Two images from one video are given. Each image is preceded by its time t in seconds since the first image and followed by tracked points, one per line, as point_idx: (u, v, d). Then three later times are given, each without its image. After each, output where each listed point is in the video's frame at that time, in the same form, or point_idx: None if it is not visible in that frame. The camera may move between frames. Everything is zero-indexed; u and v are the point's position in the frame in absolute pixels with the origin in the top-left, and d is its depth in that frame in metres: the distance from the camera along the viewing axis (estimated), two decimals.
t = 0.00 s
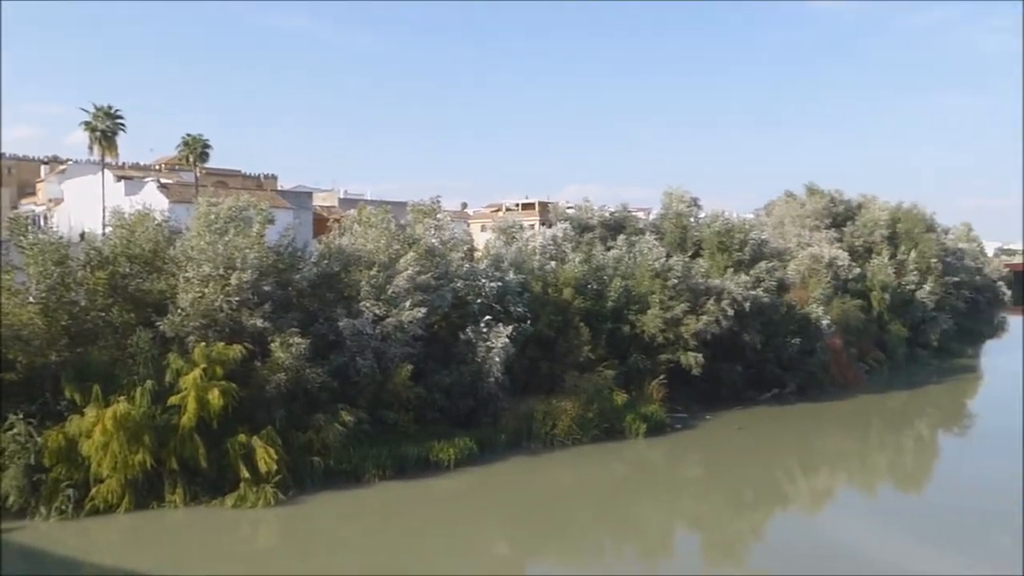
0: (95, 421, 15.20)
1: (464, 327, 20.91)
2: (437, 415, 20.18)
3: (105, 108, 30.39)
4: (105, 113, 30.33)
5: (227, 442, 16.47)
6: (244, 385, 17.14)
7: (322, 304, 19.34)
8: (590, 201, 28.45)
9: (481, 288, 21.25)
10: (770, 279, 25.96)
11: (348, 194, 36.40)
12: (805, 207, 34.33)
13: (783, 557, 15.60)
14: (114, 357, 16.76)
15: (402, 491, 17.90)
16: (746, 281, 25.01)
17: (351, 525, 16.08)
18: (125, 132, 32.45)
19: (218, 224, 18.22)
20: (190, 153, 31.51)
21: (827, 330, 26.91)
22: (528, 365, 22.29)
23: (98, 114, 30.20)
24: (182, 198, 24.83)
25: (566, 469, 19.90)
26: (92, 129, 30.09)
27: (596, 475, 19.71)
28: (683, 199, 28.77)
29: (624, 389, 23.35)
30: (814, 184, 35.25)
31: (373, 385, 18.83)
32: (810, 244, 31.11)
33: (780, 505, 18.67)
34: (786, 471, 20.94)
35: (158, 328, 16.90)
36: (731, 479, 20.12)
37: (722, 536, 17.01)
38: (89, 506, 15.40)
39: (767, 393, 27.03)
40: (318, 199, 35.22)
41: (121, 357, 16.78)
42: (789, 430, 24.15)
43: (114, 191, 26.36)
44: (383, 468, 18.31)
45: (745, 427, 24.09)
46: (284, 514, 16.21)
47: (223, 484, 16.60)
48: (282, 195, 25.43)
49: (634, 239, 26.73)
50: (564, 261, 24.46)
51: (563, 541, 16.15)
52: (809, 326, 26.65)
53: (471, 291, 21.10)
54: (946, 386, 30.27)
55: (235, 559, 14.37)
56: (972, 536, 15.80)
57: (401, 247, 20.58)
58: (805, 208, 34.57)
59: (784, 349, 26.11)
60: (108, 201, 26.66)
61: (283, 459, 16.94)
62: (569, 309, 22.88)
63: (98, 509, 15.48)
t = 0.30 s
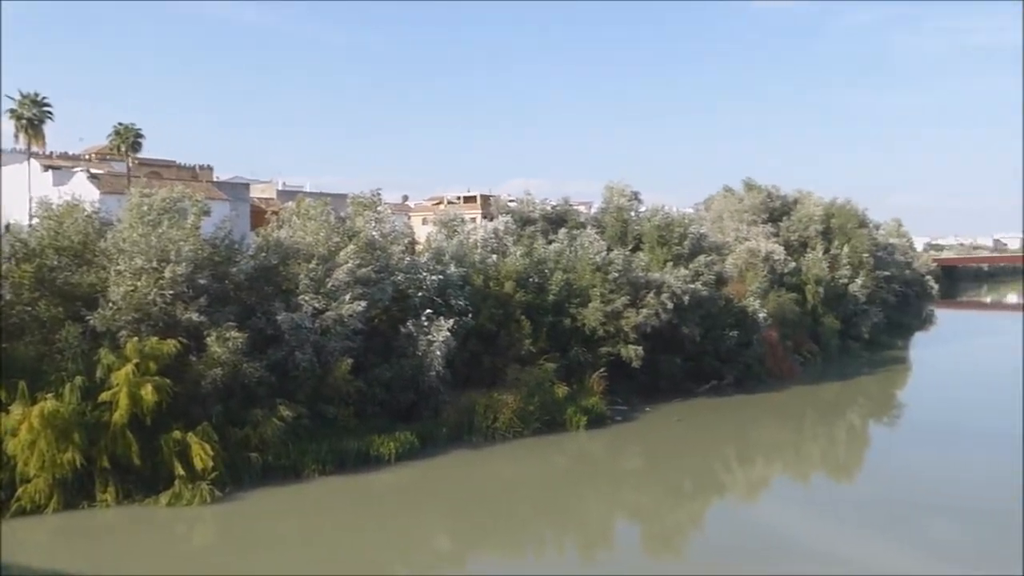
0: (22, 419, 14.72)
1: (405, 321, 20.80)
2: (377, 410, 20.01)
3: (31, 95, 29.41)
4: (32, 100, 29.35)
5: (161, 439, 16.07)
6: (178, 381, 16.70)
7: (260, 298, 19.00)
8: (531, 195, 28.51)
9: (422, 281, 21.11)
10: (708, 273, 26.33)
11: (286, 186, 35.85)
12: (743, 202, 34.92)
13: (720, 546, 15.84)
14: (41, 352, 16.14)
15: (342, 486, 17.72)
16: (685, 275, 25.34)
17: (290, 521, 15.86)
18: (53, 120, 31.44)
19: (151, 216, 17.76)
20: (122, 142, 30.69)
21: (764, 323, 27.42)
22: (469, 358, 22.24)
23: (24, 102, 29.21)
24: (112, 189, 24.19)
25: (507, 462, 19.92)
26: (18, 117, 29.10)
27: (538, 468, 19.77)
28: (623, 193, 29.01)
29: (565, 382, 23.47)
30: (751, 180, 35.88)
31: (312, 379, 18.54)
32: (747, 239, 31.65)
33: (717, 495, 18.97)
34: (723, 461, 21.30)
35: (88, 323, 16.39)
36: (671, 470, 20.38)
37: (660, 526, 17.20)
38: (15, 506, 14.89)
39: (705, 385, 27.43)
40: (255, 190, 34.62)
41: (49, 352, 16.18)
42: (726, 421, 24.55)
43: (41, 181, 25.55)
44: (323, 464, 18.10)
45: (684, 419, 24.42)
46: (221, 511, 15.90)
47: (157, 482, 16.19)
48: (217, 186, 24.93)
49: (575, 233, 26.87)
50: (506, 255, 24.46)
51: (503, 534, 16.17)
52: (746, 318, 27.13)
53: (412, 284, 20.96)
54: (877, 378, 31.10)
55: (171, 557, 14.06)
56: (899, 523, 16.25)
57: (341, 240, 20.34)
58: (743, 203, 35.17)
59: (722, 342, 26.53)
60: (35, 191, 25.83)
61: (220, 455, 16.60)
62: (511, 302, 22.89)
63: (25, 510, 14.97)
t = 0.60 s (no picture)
0: None
1: (364, 316, 20.66)
2: (337, 405, 19.86)
3: None
4: None
5: (116, 436, 15.75)
6: (133, 378, 16.34)
7: (217, 293, 18.73)
8: (491, 188, 28.47)
9: (382, 275, 20.97)
10: (667, 267, 26.52)
11: (243, 179, 35.38)
12: (702, 196, 35.24)
13: (681, 538, 15.95)
14: None
15: (302, 482, 17.58)
16: (644, 269, 25.50)
17: (248, 518, 15.71)
18: None
19: (104, 209, 17.37)
20: (72, 134, 30.03)
21: (722, 317, 27.70)
22: (430, 353, 22.16)
23: None
24: (63, 181, 23.66)
25: (468, 456, 19.92)
26: None
27: (499, 462, 19.79)
28: (584, 187, 29.10)
29: (526, 376, 23.51)
30: (709, 174, 36.22)
31: (271, 375, 18.29)
32: (706, 233, 31.94)
33: (677, 486, 19.14)
34: (683, 453, 21.50)
35: (39, 318, 15.93)
36: (631, 462, 20.53)
37: (622, 518, 17.29)
38: None
39: (665, 377, 27.65)
40: (211, 183, 34.11)
41: None
42: (686, 413, 24.77)
43: None
44: (282, 460, 17.95)
45: (644, 412, 24.61)
46: (178, 509, 15.69)
47: (112, 481, 15.90)
48: (172, 179, 24.52)
49: (536, 227, 26.90)
50: (466, 249, 24.40)
51: (466, 528, 16.14)
52: (704, 312, 27.39)
53: (372, 279, 20.83)
54: (832, 370, 31.60)
55: (126, 557, 13.84)
56: (855, 514, 16.51)
57: (299, 234, 20.14)
58: (702, 198, 35.49)
59: (681, 335, 26.75)
60: None
61: (176, 452, 16.37)
62: (471, 297, 22.84)
63: None
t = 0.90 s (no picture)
0: None
1: (327, 310, 20.51)
2: (300, 400, 19.69)
3: None
4: None
5: (73, 433, 15.41)
6: (90, 374, 16.05)
7: (177, 288, 18.45)
8: (455, 182, 28.40)
9: (345, 269, 20.83)
10: (631, 261, 26.66)
11: (203, 172, 34.93)
12: (665, 190, 35.48)
13: (644, 531, 16.04)
14: None
15: (264, 478, 17.42)
16: (608, 262, 25.60)
17: (210, 515, 15.51)
18: None
19: (59, 202, 17.00)
20: (26, 126, 29.43)
21: (686, 310, 27.91)
22: (394, 347, 22.07)
23: None
24: (17, 174, 23.18)
25: (433, 450, 19.88)
26: None
27: (463, 455, 19.79)
28: (548, 181, 29.14)
29: (490, 370, 23.51)
30: (672, 168, 36.47)
31: (232, 370, 18.06)
32: (669, 226, 32.17)
33: (640, 478, 19.29)
34: (646, 445, 21.67)
35: None
36: (595, 454, 20.63)
37: (586, 511, 17.35)
38: None
39: (629, 370, 27.82)
40: (170, 176, 33.62)
41: None
42: (650, 406, 24.94)
43: None
44: (244, 456, 17.77)
45: (608, 404, 24.75)
46: (138, 508, 15.45)
47: (69, 479, 15.59)
48: (129, 172, 24.12)
49: (500, 220, 26.89)
50: (430, 242, 24.31)
51: (430, 523, 16.08)
52: (668, 305, 27.58)
53: (334, 273, 20.68)
54: (793, 362, 32.00)
55: (84, 557, 13.58)
56: (816, 506, 16.72)
57: (260, 227, 19.92)
58: (665, 191, 35.73)
59: (644, 328, 26.92)
60: None
61: (135, 450, 16.10)
62: (435, 291, 22.77)
63: None
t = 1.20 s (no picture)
0: None
1: (288, 303, 20.30)
2: (261, 394, 19.49)
3: None
4: None
5: (26, 430, 15.03)
6: (44, 369, 15.66)
7: (133, 281, 18.11)
8: (417, 174, 28.26)
9: (306, 262, 20.63)
10: (593, 254, 26.75)
11: (160, 164, 34.36)
12: (627, 183, 35.65)
13: (607, 523, 16.10)
14: None
15: (224, 473, 17.21)
16: (571, 255, 25.68)
17: (169, 512, 15.30)
18: None
19: (11, 194, 16.57)
20: None
21: (647, 302, 28.09)
22: (355, 341, 21.93)
23: None
24: None
25: (395, 444, 19.79)
26: None
27: (425, 448, 19.74)
28: (510, 174, 29.13)
29: (453, 363, 23.47)
30: (635, 162, 36.66)
31: (191, 364, 17.80)
32: (631, 219, 32.33)
33: (603, 470, 19.39)
34: (608, 437, 21.78)
35: None
36: (558, 447, 20.70)
37: (549, 503, 17.37)
38: None
39: (592, 363, 27.95)
40: (126, 168, 33.03)
41: None
42: (612, 398, 25.08)
43: None
44: (203, 451, 17.54)
45: (571, 397, 24.84)
46: (94, 505, 15.18)
47: (22, 476, 15.24)
48: (84, 163, 23.64)
49: (463, 213, 26.81)
50: (392, 235, 24.17)
51: (393, 517, 16.00)
52: (630, 298, 27.71)
53: (295, 266, 20.47)
54: (754, 353, 32.37)
55: (38, 556, 13.31)
56: (777, 496, 16.89)
57: (219, 220, 19.65)
58: (627, 184, 35.90)
59: (607, 321, 27.05)
60: None
61: (90, 446, 15.78)
62: (397, 283, 22.64)
63: None
